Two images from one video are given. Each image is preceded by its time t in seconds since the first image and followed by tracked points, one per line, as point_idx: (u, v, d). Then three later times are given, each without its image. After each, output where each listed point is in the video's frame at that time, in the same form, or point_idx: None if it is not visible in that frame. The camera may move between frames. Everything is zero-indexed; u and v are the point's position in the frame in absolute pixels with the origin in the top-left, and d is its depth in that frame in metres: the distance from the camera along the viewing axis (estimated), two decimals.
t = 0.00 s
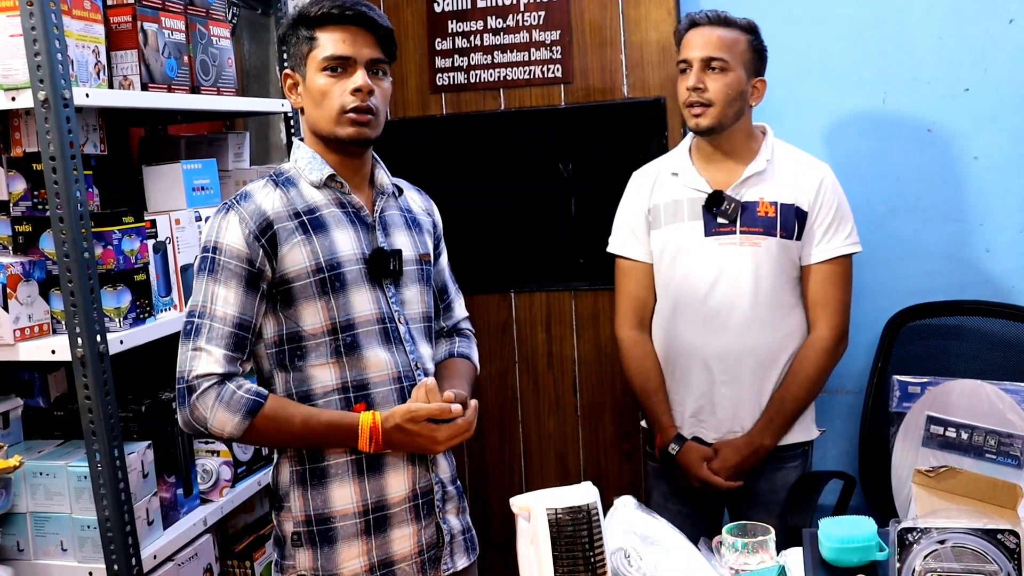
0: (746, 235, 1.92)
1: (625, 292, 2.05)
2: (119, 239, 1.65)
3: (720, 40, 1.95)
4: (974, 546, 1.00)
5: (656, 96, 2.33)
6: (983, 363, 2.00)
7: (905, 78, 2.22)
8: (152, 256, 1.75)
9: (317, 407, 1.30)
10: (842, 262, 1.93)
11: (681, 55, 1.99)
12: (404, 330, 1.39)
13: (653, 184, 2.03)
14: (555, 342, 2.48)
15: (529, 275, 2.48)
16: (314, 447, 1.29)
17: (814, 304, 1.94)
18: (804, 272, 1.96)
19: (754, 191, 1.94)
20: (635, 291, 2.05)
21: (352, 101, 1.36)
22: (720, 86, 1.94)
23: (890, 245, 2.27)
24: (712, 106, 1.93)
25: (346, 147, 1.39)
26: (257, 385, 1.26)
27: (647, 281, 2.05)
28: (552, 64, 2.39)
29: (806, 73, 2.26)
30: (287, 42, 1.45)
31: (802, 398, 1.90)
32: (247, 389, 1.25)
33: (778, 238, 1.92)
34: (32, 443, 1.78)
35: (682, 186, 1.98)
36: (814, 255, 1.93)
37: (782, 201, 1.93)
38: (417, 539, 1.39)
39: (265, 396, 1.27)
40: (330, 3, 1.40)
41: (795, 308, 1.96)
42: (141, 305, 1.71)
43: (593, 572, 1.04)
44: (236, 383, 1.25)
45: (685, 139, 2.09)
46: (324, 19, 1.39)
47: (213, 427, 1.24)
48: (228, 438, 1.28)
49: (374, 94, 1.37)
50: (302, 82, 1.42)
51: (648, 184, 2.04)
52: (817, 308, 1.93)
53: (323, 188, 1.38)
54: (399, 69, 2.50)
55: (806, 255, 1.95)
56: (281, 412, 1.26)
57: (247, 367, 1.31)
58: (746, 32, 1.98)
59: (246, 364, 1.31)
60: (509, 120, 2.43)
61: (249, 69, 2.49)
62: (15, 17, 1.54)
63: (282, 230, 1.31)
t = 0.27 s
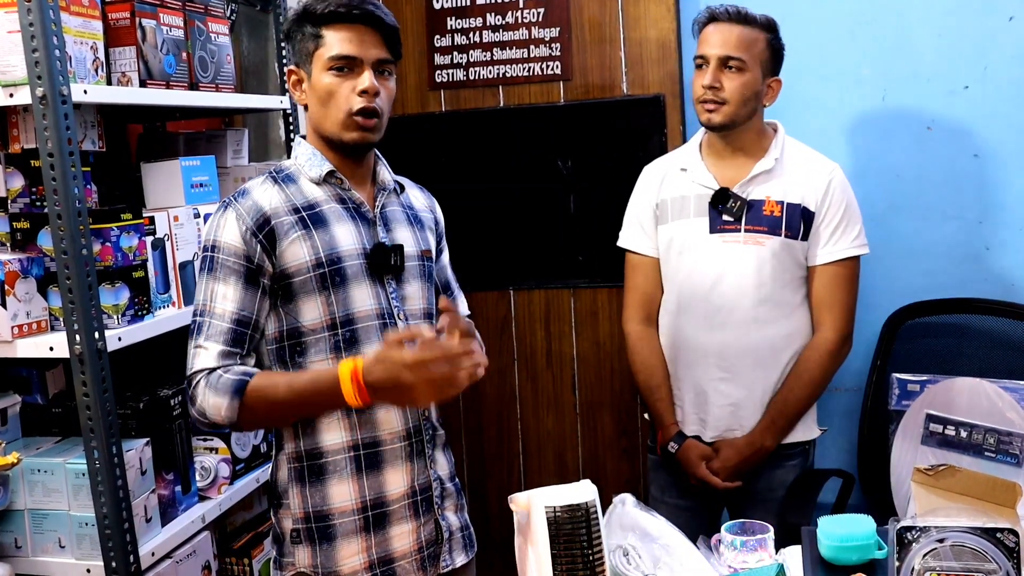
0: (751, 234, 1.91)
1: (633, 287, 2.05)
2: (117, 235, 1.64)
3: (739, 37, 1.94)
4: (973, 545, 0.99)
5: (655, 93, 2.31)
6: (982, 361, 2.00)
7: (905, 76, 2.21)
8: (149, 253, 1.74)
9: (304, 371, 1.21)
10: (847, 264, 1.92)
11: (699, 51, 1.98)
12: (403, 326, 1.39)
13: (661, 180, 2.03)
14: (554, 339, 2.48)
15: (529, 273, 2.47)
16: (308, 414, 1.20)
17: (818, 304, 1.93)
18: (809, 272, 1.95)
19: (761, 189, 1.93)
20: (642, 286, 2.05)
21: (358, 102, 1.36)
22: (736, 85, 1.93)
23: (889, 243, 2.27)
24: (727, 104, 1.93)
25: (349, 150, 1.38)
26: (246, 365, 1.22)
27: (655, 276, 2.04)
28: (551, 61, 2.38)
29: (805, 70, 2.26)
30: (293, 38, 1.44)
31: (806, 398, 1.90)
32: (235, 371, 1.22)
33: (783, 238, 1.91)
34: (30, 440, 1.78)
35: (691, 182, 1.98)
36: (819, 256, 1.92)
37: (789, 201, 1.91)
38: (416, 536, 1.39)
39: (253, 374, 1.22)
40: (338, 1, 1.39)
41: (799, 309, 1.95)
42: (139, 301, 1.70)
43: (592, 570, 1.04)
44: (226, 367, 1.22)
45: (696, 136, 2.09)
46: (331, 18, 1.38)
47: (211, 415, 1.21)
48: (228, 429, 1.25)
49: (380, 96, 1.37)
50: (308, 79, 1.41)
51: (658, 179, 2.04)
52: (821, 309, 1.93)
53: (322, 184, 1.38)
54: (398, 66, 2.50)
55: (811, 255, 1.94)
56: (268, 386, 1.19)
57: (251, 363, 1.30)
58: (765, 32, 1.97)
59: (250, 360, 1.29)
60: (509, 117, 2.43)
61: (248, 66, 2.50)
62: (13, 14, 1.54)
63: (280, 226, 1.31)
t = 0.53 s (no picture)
0: (750, 235, 1.91)
1: (633, 288, 2.05)
2: (117, 235, 1.64)
3: (747, 41, 1.95)
4: (971, 546, 0.99)
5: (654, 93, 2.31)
6: (981, 362, 2.00)
7: (904, 77, 2.21)
8: (149, 252, 1.74)
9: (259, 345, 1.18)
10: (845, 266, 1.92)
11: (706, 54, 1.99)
12: (401, 328, 1.40)
13: (661, 180, 2.03)
14: (553, 340, 2.48)
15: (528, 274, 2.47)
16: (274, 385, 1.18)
17: (818, 306, 1.94)
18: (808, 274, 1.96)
19: (761, 190, 1.93)
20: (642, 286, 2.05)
21: (389, 124, 1.34)
22: (743, 89, 1.94)
23: (889, 244, 2.27)
24: (733, 108, 1.94)
25: (360, 159, 1.38)
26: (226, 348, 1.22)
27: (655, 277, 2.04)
28: (551, 61, 2.38)
29: (805, 71, 2.26)
30: (326, 40, 1.38)
31: (806, 398, 1.90)
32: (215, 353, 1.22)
33: (782, 239, 1.91)
34: (30, 439, 1.78)
35: (691, 182, 1.98)
36: (817, 258, 1.93)
37: (789, 202, 1.92)
38: (413, 536, 1.40)
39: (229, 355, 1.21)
40: (381, 18, 1.34)
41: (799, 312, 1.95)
42: (138, 301, 1.70)
43: (590, 570, 1.04)
44: (208, 353, 1.23)
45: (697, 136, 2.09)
46: (373, 34, 1.34)
47: (197, 403, 1.20)
48: (218, 418, 1.24)
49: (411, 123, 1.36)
50: (336, 85, 1.36)
51: (657, 179, 2.03)
52: (820, 310, 1.93)
53: (324, 184, 1.38)
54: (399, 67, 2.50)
55: (810, 257, 1.94)
56: (234, 357, 1.18)
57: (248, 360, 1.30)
58: (774, 36, 1.98)
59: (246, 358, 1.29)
60: (510, 118, 2.43)
61: (247, 66, 2.51)
62: (13, 13, 1.54)
63: (280, 223, 1.31)
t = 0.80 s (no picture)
0: (748, 233, 1.92)
1: (627, 291, 2.06)
2: (116, 234, 1.64)
3: (740, 48, 1.92)
4: (971, 547, 0.99)
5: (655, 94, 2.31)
6: (980, 362, 2.00)
7: (905, 77, 2.21)
8: (149, 250, 1.74)
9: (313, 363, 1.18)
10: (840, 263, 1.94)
11: (700, 63, 1.96)
12: (407, 329, 1.40)
13: (655, 181, 2.02)
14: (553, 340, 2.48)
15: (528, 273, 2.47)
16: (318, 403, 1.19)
17: (816, 305, 1.94)
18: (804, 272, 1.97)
19: (757, 189, 1.93)
20: (636, 288, 2.05)
21: (409, 130, 1.35)
22: (741, 98, 1.93)
23: (890, 244, 2.27)
24: (733, 118, 1.93)
25: (371, 159, 1.39)
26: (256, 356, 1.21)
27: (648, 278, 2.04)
28: (551, 61, 2.38)
29: (805, 71, 2.25)
30: (347, 40, 1.38)
31: (806, 393, 1.91)
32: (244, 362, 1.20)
33: (780, 237, 1.92)
34: (28, 438, 1.78)
35: (685, 184, 1.97)
36: (814, 255, 1.94)
37: (785, 200, 1.92)
38: (414, 537, 1.40)
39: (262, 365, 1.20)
40: (403, 25, 1.34)
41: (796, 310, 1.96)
42: (137, 300, 1.70)
43: (590, 571, 1.04)
44: (235, 360, 1.21)
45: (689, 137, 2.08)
46: (394, 39, 1.34)
47: (221, 410, 1.19)
48: (233, 422, 1.22)
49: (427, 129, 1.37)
50: (354, 88, 1.36)
51: (651, 181, 2.03)
52: (817, 308, 1.94)
53: (338, 184, 1.37)
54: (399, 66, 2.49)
55: (806, 255, 1.95)
56: (274, 373, 1.18)
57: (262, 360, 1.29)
58: (766, 38, 1.96)
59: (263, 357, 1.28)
60: (513, 117, 2.42)
61: (248, 65, 2.52)
62: (12, 11, 1.53)
63: (296, 224, 1.30)
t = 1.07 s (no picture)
0: (743, 227, 1.92)
1: (618, 290, 2.03)
2: (115, 232, 1.64)
3: (731, 49, 1.91)
4: (973, 541, 0.99)
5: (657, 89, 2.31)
6: (981, 356, 2.00)
7: (905, 71, 2.20)
8: (148, 248, 1.74)
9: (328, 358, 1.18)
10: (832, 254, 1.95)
11: (690, 66, 1.94)
12: (414, 324, 1.40)
13: (644, 178, 2.01)
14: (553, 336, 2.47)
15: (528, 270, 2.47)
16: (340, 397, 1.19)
17: (809, 296, 1.96)
18: (797, 264, 1.98)
19: (749, 185, 1.94)
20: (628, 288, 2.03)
21: (402, 120, 1.34)
22: (734, 100, 1.93)
23: (890, 239, 2.26)
24: (727, 121, 1.92)
25: (371, 155, 1.39)
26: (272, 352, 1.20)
27: (641, 277, 2.02)
28: (550, 57, 2.37)
29: (805, 66, 2.25)
30: (342, 32, 1.38)
31: (803, 384, 1.92)
32: (261, 358, 1.19)
33: (774, 230, 1.92)
34: (29, 437, 1.78)
35: (676, 181, 1.97)
36: (808, 248, 1.95)
37: (777, 194, 1.93)
38: (429, 529, 1.40)
39: (279, 361, 1.20)
40: (396, 15, 1.34)
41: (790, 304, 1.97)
42: (137, 298, 1.70)
43: (591, 566, 1.04)
44: (252, 357, 1.20)
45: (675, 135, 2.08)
46: (386, 30, 1.33)
47: (239, 408, 1.18)
48: (250, 420, 1.22)
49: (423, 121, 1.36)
50: (349, 80, 1.36)
51: (640, 178, 2.02)
52: (810, 301, 1.95)
53: (343, 181, 1.37)
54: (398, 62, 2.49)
55: (799, 247, 1.96)
56: (294, 369, 1.18)
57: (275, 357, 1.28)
58: (752, 36, 1.95)
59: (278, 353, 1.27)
60: (512, 113, 2.42)
61: (247, 62, 2.52)
62: (9, 10, 1.53)
63: (307, 220, 1.29)
